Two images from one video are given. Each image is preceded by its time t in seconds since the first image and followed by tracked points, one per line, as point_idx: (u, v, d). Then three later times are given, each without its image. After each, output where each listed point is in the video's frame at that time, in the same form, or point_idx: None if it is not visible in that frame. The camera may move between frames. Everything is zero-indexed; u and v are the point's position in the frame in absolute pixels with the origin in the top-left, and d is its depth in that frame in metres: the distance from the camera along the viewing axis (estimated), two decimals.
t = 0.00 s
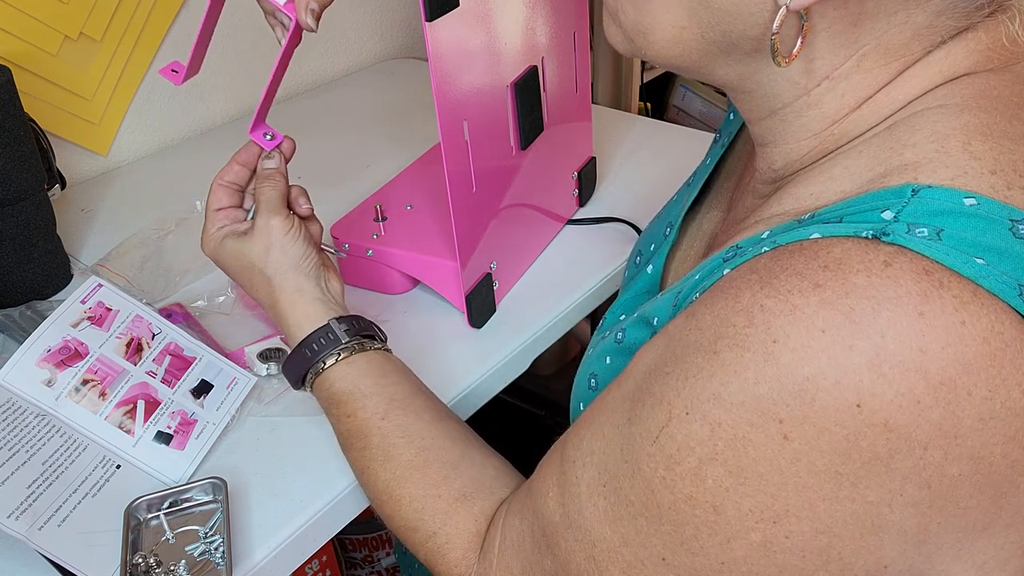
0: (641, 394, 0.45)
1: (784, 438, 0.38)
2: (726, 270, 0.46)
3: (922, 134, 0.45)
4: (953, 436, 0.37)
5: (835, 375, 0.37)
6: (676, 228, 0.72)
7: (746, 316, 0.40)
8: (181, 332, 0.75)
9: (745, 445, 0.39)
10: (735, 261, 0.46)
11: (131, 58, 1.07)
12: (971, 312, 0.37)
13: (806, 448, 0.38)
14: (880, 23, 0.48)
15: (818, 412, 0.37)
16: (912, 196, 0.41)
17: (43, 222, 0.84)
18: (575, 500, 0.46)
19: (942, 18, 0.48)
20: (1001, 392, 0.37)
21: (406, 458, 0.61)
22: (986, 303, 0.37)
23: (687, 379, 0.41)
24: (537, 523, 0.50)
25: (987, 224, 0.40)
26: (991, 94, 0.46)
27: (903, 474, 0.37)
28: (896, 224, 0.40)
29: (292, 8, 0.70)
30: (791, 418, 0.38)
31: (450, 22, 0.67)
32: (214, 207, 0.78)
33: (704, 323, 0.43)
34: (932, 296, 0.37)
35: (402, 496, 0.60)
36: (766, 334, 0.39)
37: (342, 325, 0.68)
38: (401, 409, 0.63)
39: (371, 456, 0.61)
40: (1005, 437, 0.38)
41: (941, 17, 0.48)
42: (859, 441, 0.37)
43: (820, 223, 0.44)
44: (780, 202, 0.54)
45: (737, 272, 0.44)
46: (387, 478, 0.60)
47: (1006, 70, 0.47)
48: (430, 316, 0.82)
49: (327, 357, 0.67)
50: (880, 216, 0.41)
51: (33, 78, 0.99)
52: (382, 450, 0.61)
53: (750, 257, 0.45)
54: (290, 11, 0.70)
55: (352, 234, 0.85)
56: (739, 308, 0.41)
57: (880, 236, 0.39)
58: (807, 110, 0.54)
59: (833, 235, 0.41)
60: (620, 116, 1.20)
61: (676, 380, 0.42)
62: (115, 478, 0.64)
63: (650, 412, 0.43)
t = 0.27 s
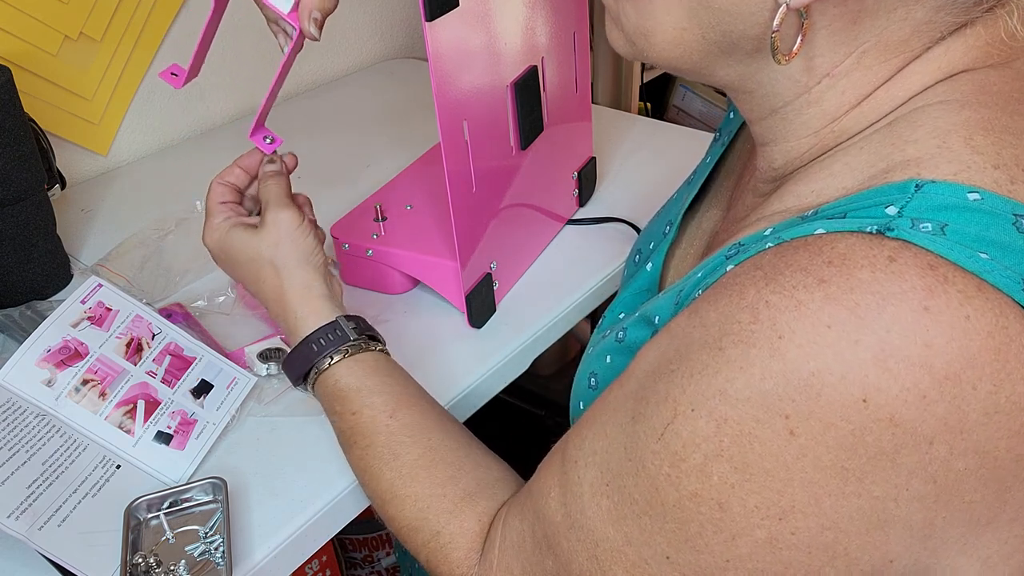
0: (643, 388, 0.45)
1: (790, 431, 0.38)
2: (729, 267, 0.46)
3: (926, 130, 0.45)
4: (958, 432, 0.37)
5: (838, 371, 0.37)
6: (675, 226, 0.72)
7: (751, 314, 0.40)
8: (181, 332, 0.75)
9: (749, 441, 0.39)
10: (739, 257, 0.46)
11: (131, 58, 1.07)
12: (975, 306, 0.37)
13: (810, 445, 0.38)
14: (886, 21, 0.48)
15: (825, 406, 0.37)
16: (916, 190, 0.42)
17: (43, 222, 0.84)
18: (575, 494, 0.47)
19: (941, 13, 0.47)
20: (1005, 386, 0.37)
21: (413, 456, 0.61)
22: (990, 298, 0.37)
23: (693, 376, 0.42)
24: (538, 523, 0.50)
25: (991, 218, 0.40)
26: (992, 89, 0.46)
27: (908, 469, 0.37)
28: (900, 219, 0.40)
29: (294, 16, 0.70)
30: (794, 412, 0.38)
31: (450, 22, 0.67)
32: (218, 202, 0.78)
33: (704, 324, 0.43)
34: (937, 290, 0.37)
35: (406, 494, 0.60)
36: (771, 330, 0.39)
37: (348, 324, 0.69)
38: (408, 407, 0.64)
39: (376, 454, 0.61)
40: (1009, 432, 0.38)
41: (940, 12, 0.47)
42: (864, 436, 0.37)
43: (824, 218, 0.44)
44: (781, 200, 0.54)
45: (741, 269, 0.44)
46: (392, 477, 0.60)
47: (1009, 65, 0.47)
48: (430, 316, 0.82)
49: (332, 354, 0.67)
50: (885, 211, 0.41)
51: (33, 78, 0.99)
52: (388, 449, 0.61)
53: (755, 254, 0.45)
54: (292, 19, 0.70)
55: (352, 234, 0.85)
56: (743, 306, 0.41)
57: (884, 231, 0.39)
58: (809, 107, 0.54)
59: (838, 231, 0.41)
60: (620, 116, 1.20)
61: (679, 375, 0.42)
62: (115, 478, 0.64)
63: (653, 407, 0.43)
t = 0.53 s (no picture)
0: (663, 397, 0.44)
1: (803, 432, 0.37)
2: (744, 270, 0.45)
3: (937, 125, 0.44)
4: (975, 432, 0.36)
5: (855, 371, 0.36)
6: (681, 225, 0.72)
7: (778, 319, 0.40)
8: (181, 333, 0.74)
9: (760, 439, 0.38)
10: (756, 258, 0.45)
11: (132, 58, 1.06)
12: (1005, 301, 0.36)
13: (823, 446, 0.37)
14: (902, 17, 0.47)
15: (842, 406, 0.37)
16: (936, 184, 0.41)
17: (43, 222, 0.83)
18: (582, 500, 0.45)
19: None
20: None
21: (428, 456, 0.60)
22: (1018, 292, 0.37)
23: (712, 379, 0.41)
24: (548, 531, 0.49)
25: (1013, 211, 0.40)
26: (1001, 81, 0.45)
27: (952, 468, 0.36)
28: (924, 214, 0.40)
29: (290, 8, 0.69)
30: (806, 410, 0.37)
31: (450, 22, 0.66)
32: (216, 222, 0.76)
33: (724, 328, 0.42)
34: (968, 287, 0.36)
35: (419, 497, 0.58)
36: (805, 335, 0.38)
37: (334, 408, 0.61)
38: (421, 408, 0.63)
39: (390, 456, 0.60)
40: None
41: None
42: (877, 437, 0.36)
43: (842, 214, 0.44)
44: (792, 202, 0.53)
45: (761, 276, 0.43)
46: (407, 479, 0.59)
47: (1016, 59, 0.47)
48: (430, 316, 0.81)
49: (313, 442, 0.59)
50: (906, 206, 0.41)
51: (33, 78, 0.98)
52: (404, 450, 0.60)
53: (774, 252, 0.44)
54: (288, 11, 0.69)
55: (352, 233, 0.84)
56: (766, 312, 0.40)
57: (910, 227, 0.39)
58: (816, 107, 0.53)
59: (862, 227, 0.41)
60: (621, 117, 1.19)
61: (699, 378, 0.42)
62: (115, 478, 0.63)
63: (674, 412, 0.42)
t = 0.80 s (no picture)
0: (675, 411, 0.44)
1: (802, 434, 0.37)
2: (749, 279, 0.45)
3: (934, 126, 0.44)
4: (976, 436, 0.36)
5: (858, 374, 0.37)
6: (677, 226, 0.72)
7: (789, 327, 0.40)
8: (181, 332, 0.74)
9: (763, 445, 0.38)
10: (762, 267, 0.45)
11: (131, 59, 1.06)
12: (1016, 310, 0.37)
13: (823, 448, 0.37)
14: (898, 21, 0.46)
15: (844, 408, 0.37)
16: (944, 191, 0.41)
17: (43, 222, 0.83)
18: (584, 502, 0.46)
19: None
20: None
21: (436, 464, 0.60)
22: None
23: (723, 386, 0.41)
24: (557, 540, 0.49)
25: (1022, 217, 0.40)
26: (1000, 82, 0.45)
27: (972, 479, 0.36)
28: (932, 221, 0.40)
29: (287, 8, 0.68)
30: (805, 411, 0.37)
31: (450, 22, 0.66)
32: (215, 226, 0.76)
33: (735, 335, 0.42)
34: (977, 296, 0.37)
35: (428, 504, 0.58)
36: (817, 346, 0.38)
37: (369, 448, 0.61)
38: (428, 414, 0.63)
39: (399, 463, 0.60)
40: None
41: None
42: (879, 439, 0.36)
43: (848, 221, 0.43)
44: (798, 209, 0.53)
45: (767, 287, 0.43)
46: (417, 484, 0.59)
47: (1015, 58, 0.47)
48: (429, 316, 0.81)
49: (348, 476, 0.59)
50: (914, 213, 0.41)
51: (33, 78, 0.98)
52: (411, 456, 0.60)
53: (782, 260, 0.44)
54: (285, 10, 0.68)
55: (352, 233, 0.84)
56: (773, 324, 0.41)
57: (919, 235, 0.39)
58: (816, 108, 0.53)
59: (869, 235, 0.41)
60: (622, 117, 1.19)
61: (710, 387, 0.42)
62: (115, 478, 0.63)
63: (685, 423, 0.43)
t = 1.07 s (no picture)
0: (670, 413, 0.44)
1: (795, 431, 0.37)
2: (743, 282, 0.45)
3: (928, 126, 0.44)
4: (965, 433, 0.36)
5: (854, 373, 0.37)
6: (676, 226, 0.72)
7: (780, 329, 0.40)
8: (181, 332, 0.74)
9: (755, 450, 0.38)
10: (755, 272, 0.45)
11: (131, 59, 1.06)
12: (1005, 313, 0.37)
13: (814, 446, 0.37)
14: (883, 20, 0.46)
15: (836, 406, 0.37)
16: (934, 195, 0.41)
17: (43, 222, 0.83)
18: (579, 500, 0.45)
19: None
20: None
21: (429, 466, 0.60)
22: (1017, 302, 0.37)
23: (716, 386, 0.41)
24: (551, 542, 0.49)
25: (1013, 221, 0.40)
26: (990, 81, 0.45)
27: (963, 482, 0.36)
28: (922, 225, 0.40)
29: (287, 9, 0.68)
30: (798, 408, 0.37)
31: (450, 22, 0.66)
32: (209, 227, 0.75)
33: (728, 335, 0.43)
34: (966, 300, 0.37)
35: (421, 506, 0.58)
36: (807, 351, 0.38)
37: (355, 459, 0.61)
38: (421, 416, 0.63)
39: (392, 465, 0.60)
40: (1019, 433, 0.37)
41: None
42: (872, 436, 0.36)
43: (841, 224, 0.43)
44: (793, 210, 0.53)
45: (760, 289, 0.43)
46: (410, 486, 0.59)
47: (1008, 56, 0.46)
48: (429, 316, 0.81)
49: (334, 490, 0.59)
50: (905, 217, 0.41)
51: (33, 78, 0.98)
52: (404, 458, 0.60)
53: (773, 264, 0.44)
54: (285, 11, 0.69)
55: (352, 234, 0.84)
56: (765, 329, 0.41)
57: (909, 240, 0.39)
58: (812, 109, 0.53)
59: (859, 240, 0.41)
60: (622, 117, 1.19)
61: (704, 387, 0.42)
62: (115, 478, 0.63)
63: (677, 424, 0.43)
